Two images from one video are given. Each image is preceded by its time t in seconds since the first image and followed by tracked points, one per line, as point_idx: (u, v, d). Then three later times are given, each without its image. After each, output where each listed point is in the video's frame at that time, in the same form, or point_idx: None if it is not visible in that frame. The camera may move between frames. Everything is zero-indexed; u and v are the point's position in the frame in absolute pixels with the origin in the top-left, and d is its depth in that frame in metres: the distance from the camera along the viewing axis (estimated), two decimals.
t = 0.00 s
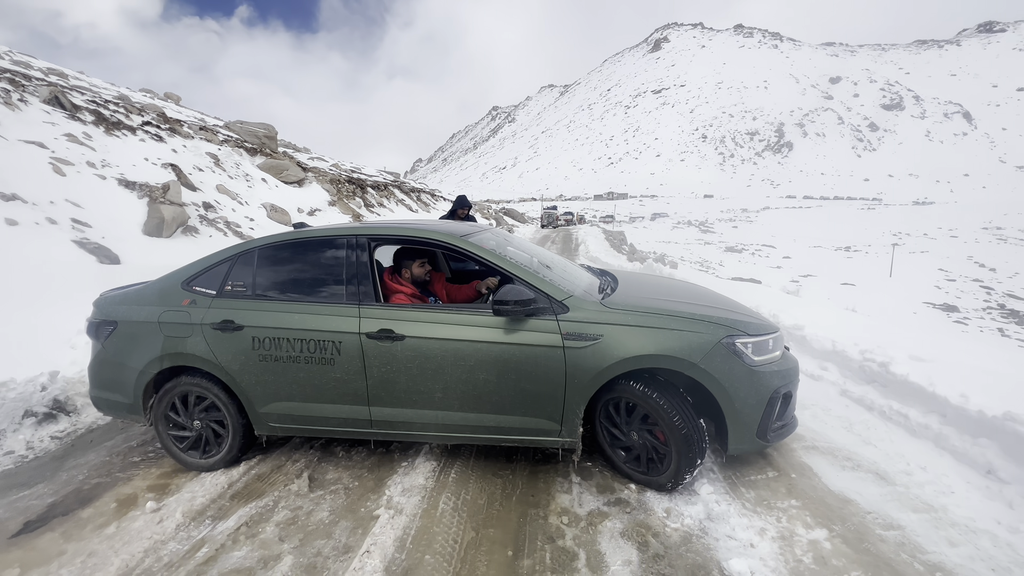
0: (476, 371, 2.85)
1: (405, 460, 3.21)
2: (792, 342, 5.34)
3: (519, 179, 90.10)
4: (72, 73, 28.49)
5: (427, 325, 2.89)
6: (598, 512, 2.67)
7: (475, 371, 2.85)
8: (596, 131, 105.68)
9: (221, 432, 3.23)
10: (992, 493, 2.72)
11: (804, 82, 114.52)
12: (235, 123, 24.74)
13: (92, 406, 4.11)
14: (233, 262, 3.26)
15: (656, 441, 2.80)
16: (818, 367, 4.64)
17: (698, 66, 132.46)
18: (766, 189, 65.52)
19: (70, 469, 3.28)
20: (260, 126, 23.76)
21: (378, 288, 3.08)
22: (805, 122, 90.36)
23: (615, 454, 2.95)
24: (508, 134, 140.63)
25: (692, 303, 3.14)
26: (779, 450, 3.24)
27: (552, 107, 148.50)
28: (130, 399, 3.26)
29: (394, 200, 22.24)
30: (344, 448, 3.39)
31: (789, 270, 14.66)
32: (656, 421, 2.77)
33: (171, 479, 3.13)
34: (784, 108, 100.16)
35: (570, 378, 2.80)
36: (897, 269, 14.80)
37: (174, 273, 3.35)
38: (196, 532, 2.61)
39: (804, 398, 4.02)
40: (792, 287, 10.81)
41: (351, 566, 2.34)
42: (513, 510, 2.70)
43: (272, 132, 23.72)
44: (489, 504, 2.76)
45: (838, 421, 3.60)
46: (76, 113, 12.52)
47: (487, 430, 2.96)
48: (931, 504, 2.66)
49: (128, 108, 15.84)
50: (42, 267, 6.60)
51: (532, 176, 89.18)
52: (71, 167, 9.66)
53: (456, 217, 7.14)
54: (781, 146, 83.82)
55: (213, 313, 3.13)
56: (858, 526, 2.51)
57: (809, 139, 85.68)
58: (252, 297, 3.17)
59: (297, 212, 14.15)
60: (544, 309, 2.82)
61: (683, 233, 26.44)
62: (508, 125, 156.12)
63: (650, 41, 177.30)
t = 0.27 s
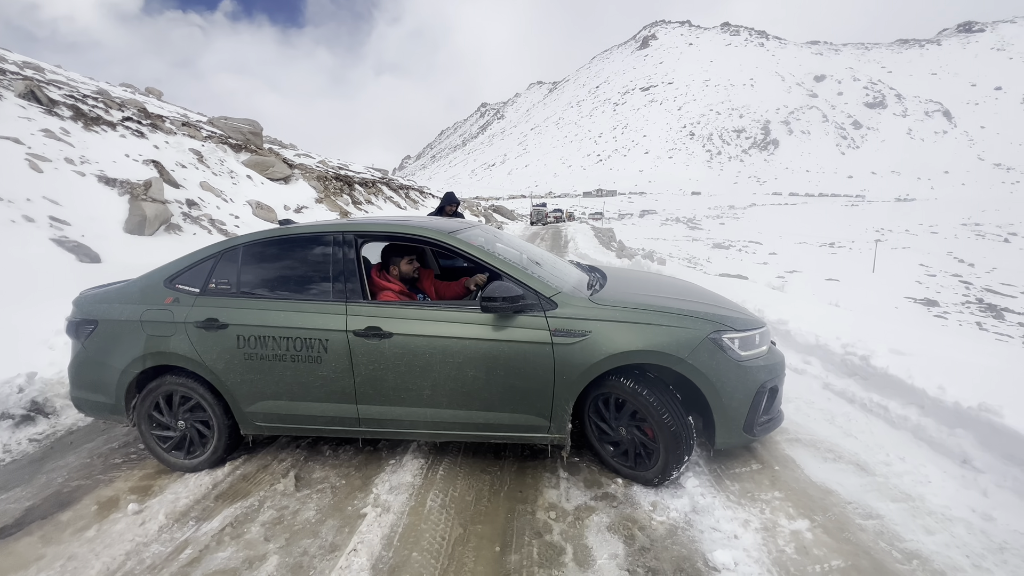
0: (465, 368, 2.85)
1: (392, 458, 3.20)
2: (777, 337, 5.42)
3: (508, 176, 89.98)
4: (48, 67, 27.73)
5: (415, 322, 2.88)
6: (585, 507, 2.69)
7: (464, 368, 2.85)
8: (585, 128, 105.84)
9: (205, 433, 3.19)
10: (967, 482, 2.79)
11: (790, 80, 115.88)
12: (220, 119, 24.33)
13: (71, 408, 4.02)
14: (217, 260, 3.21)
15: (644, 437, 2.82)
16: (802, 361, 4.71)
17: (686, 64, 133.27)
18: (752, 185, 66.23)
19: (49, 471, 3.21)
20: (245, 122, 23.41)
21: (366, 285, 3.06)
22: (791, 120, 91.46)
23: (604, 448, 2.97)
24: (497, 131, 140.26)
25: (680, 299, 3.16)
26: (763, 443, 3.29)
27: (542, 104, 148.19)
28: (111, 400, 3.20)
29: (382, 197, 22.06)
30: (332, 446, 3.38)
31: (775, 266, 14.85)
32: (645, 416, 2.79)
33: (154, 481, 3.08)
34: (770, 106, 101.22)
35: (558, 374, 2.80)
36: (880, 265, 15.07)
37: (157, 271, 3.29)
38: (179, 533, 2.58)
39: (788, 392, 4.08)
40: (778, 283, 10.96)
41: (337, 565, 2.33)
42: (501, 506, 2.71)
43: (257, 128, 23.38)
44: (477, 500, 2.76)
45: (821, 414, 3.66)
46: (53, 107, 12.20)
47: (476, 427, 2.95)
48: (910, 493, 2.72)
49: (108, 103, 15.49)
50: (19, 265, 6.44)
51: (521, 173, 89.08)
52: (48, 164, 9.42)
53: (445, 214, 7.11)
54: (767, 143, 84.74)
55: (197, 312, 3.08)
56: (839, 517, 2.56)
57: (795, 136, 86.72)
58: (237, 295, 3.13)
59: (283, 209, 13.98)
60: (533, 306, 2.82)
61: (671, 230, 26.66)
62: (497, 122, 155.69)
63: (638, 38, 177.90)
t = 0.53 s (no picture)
0: (456, 367, 2.83)
1: (383, 458, 3.18)
2: (768, 334, 5.46)
3: (500, 175, 89.85)
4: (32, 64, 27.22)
5: (405, 322, 2.86)
6: (577, 505, 2.68)
7: (454, 367, 2.83)
8: (577, 126, 105.98)
9: (193, 434, 3.14)
10: (953, 475, 2.83)
11: (779, 79, 116.83)
12: (208, 117, 24.05)
13: (55, 411, 3.95)
14: (203, 259, 3.17)
15: (635, 434, 2.83)
16: (792, 357, 4.76)
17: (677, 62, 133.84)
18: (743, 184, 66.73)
19: (32, 476, 3.15)
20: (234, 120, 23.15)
21: (355, 284, 3.03)
22: (781, 119, 92.23)
23: (595, 445, 2.97)
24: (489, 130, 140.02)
25: (670, 296, 3.17)
26: (754, 439, 3.31)
27: (533, 102, 148.16)
28: (96, 403, 3.14)
29: (374, 196, 21.95)
30: (322, 447, 3.35)
31: (766, 263, 14.98)
32: (636, 414, 2.79)
33: (141, 484, 3.04)
34: (760, 104, 101.96)
35: (549, 373, 2.80)
36: (868, 262, 15.25)
37: (142, 271, 3.24)
38: (167, 537, 2.54)
39: (778, 388, 4.11)
40: (768, 280, 11.05)
41: (328, 567, 2.30)
42: (493, 506, 2.70)
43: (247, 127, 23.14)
44: (469, 500, 2.75)
45: (810, 409, 3.69)
46: (36, 105, 11.97)
47: (468, 426, 2.94)
48: (897, 487, 2.75)
49: (93, 101, 15.25)
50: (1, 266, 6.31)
51: (514, 171, 88.98)
52: (31, 163, 9.25)
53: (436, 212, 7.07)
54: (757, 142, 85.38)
55: (183, 312, 3.04)
56: (828, 511, 2.58)
57: (785, 135, 87.46)
58: (224, 295, 3.09)
59: (274, 209, 13.85)
60: (523, 304, 2.81)
61: (663, 228, 26.78)
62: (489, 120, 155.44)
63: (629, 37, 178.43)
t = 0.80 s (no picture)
0: (452, 368, 2.82)
1: (380, 460, 3.16)
2: (765, 332, 5.46)
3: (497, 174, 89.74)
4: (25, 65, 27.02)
5: (400, 322, 2.84)
6: (575, 505, 2.68)
7: (450, 368, 2.82)
8: (574, 125, 105.95)
9: (188, 437, 3.12)
10: (950, 474, 2.84)
11: (775, 77, 117.07)
12: (204, 117, 23.93)
13: (49, 414, 3.91)
14: (196, 261, 3.14)
15: (633, 435, 2.82)
16: (789, 356, 4.76)
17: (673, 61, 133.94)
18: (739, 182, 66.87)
19: (25, 480, 3.12)
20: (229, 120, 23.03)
21: (350, 285, 3.01)
22: (777, 117, 92.45)
23: (593, 445, 2.96)
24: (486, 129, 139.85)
25: (667, 296, 3.16)
26: (752, 438, 3.30)
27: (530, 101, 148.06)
28: (89, 406, 3.11)
29: (370, 196, 21.88)
30: (318, 449, 3.33)
31: (763, 261, 15.01)
32: (634, 413, 2.78)
33: (135, 488, 3.01)
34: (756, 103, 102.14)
35: (546, 373, 2.78)
36: (864, 260, 15.30)
37: (134, 273, 3.20)
38: (161, 541, 2.52)
39: (776, 386, 4.11)
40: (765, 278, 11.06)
41: (324, 570, 2.29)
42: (491, 507, 2.69)
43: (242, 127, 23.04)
44: (467, 501, 2.74)
45: (808, 408, 3.69)
46: (29, 106, 11.88)
47: (465, 427, 2.93)
48: (895, 485, 2.75)
49: (87, 101, 15.14)
50: None
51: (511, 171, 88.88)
52: (24, 164, 9.17)
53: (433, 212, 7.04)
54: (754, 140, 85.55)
55: (176, 314, 3.01)
56: (826, 511, 2.58)
57: (781, 133, 87.68)
58: (218, 297, 3.06)
59: (270, 209, 13.79)
60: (520, 304, 2.80)
61: (660, 227, 26.82)
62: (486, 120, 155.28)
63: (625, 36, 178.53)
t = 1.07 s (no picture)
0: (455, 369, 2.80)
1: (384, 461, 3.15)
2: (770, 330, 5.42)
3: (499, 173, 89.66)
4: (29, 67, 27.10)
5: (403, 323, 2.83)
6: (580, 507, 2.66)
7: (454, 369, 2.80)
8: (576, 123, 105.73)
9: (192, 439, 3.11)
10: (959, 474, 2.81)
11: (778, 74, 116.55)
12: (206, 117, 23.97)
13: (52, 416, 3.91)
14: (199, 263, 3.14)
15: (638, 436, 2.80)
16: (794, 354, 4.73)
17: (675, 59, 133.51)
18: (742, 179, 66.60)
19: (30, 482, 3.12)
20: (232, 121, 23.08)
21: (354, 286, 3.00)
22: (780, 114, 92.03)
23: (597, 446, 2.93)
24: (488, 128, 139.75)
25: (672, 295, 3.14)
26: (757, 438, 3.28)
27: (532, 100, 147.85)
28: (93, 408, 3.11)
29: (373, 195, 21.88)
30: (322, 450, 3.32)
31: (766, 259, 14.94)
32: (639, 414, 2.76)
33: (138, 489, 3.00)
34: (759, 100, 101.66)
35: (550, 375, 2.76)
36: (868, 257, 15.22)
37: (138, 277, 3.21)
38: (166, 543, 2.52)
39: (781, 385, 4.09)
40: (768, 276, 11.01)
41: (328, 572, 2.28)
42: (495, 508, 2.69)
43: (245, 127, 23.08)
44: (471, 501, 2.74)
45: (814, 407, 3.67)
46: (32, 108, 11.92)
47: (468, 429, 2.91)
48: (902, 486, 2.73)
49: (90, 103, 15.19)
50: None
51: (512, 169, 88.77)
52: (28, 165, 9.21)
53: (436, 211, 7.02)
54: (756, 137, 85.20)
55: (179, 316, 3.02)
56: (833, 512, 2.56)
57: (784, 130, 87.30)
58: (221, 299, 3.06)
59: (272, 209, 13.81)
60: (523, 305, 2.78)
61: (662, 225, 26.76)
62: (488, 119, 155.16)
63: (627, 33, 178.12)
